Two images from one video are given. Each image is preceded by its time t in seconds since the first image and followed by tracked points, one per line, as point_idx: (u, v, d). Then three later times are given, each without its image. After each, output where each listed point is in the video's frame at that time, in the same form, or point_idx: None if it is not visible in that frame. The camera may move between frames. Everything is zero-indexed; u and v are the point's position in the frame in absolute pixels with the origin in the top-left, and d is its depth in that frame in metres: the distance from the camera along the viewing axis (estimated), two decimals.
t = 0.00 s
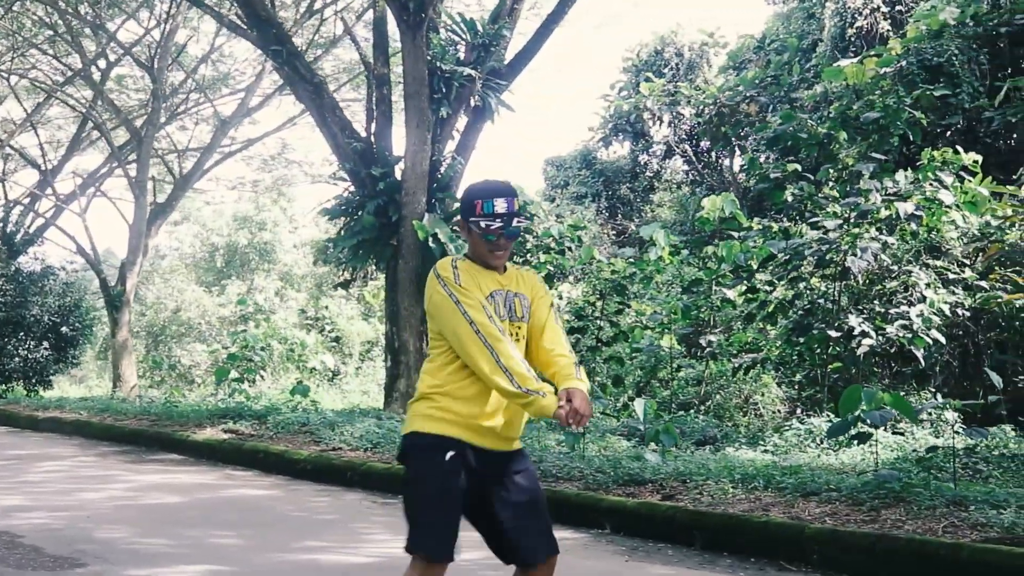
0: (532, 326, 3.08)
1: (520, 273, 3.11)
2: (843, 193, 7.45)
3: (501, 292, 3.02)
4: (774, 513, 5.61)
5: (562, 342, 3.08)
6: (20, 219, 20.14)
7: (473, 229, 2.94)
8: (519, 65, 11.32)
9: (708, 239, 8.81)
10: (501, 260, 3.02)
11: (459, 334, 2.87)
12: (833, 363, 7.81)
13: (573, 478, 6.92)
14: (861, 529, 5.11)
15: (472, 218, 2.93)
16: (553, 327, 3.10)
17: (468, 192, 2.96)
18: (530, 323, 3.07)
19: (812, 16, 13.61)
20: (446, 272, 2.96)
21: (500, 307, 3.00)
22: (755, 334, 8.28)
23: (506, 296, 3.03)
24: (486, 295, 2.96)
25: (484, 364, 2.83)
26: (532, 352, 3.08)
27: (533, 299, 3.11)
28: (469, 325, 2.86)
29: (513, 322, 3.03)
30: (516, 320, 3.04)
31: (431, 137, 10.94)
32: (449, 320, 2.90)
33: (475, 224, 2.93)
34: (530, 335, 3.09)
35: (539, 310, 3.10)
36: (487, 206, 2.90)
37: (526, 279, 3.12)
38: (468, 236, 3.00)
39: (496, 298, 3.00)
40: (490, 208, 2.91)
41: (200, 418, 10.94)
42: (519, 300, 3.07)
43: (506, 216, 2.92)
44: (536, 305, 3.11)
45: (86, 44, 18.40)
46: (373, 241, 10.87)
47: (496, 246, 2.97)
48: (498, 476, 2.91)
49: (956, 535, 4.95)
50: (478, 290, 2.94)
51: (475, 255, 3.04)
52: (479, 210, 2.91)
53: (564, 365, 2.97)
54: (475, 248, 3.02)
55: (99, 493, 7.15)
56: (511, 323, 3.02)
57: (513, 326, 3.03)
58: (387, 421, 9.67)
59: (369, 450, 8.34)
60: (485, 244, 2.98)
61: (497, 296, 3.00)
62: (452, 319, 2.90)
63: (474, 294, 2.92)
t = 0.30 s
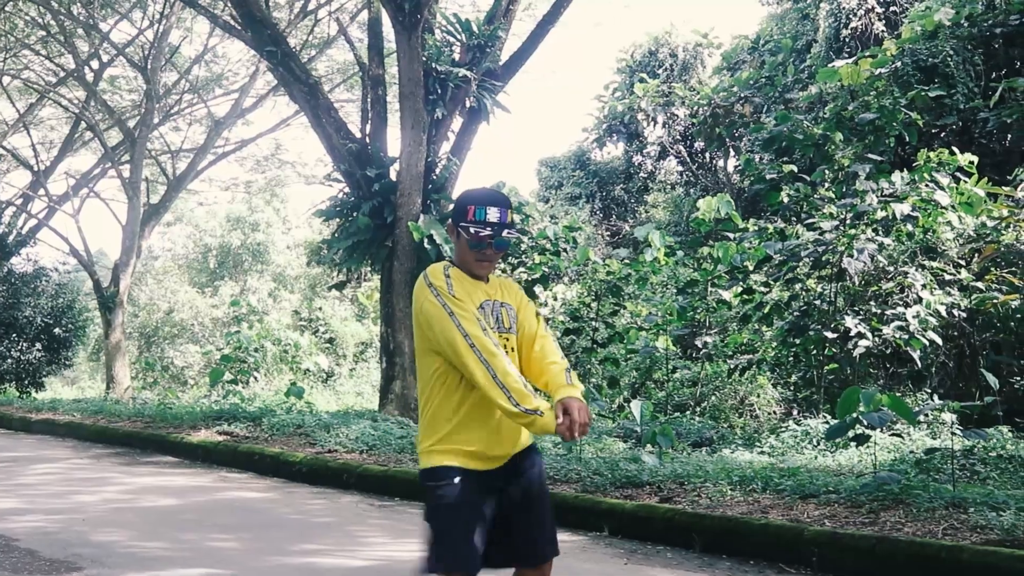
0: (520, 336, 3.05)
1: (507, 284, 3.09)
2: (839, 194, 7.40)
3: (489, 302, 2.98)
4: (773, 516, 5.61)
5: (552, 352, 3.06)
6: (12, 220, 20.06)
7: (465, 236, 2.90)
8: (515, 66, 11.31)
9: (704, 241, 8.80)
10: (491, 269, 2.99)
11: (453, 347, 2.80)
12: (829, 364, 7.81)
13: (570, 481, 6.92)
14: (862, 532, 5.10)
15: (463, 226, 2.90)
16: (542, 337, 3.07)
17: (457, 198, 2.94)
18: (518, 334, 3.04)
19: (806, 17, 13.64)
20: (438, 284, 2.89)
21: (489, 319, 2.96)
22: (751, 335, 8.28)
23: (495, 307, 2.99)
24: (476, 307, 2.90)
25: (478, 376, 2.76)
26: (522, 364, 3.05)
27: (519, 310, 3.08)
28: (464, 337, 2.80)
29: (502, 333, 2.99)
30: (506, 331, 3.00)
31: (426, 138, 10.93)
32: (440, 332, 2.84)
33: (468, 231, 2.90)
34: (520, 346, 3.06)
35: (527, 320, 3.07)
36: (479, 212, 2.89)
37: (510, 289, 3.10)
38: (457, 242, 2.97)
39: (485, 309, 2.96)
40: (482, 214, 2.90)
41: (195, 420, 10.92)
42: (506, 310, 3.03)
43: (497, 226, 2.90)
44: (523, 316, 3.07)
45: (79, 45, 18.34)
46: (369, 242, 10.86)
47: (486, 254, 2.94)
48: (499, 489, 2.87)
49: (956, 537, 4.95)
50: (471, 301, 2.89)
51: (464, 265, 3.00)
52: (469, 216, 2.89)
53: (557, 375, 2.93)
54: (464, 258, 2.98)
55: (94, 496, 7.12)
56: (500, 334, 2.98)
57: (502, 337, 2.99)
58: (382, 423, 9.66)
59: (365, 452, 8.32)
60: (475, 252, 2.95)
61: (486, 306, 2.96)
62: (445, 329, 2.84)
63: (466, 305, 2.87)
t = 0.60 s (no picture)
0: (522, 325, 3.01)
1: (509, 274, 3.05)
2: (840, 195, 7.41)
3: (484, 293, 2.96)
4: (776, 518, 5.62)
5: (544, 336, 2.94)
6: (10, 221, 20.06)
7: (463, 226, 2.90)
8: (514, 67, 11.31)
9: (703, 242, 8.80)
10: (489, 259, 2.97)
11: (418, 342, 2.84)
12: (829, 365, 7.82)
13: (572, 483, 6.91)
14: (865, 534, 5.10)
15: (461, 218, 2.90)
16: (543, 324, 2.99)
17: (457, 190, 2.94)
18: (520, 322, 3.00)
19: (804, 18, 13.67)
20: (413, 280, 2.93)
21: (480, 309, 2.93)
22: (751, 337, 8.28)
23: (491, 297, 2.97)
24: (456, 300, 2.90)
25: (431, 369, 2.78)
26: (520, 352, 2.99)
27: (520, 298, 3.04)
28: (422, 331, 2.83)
29: (502, 323, 2.96)
30: (505, 321, 2.97)
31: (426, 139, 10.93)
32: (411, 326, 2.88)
33: (465, 221, 2.90)
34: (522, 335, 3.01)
35: (527, 307, 3.03)
36: (477, 204, 2.89)
37: (512, 278, 3.06)
38: (456, 235, 2.97)
39: (477, 299, 2.94)
40: (479, 205, 2.90)
41: (194, 422, 10.92)
42: (506, 300, 2.99)
43: (496, 216, 2.90)
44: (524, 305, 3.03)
45: (77, 45, 18.34)
46: (369, 244, 10.86)
47: (481, 246, 2.94)
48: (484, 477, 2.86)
49: (959, 539, 4.96)
50: (448, 293, 2.90)
51: (460, 258, 3.00)
52: (468, 207, 2.90)
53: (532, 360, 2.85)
54: (463, 251, 2.98)
55: (94, 497, 7.13)
56: (498, 324, 2.95)
57: (501, 326, 2.96)
58: (381, 425, 9.65)
59: (365, 454, 8.32)
60: (473, 243, 2.94)
61: (477, 297, 2.94)
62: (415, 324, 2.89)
63: (442, 298, 2.88)
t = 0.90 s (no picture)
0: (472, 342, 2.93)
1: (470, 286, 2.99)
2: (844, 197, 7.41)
3: (442, 302, 2.85)
4: (782, 520, 5.62)
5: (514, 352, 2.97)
6: (12, 223, 20.08)
7: (453, 223, 2.86)
8: (518, 68, 11.32)
9: (706, 243, 8.80)
10: (460, 263, 2.90)
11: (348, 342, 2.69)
12: (832, 367, 7.82)
13: (578, 484, 6.91)
14: (871, 536, 5.10)
15: (453, 216, 2.86)
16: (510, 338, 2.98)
17: (448, 189, 2.91)
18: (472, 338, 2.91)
19: (807, 19, 13.70)
20: (361, 278, 2.78)
21: (437, 317, 2.82)
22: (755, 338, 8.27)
23: (449, 307, 2.86)
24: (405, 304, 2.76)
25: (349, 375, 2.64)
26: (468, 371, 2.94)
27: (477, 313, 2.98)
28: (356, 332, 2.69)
29: (457, 335, 2.87)
30: (460, 334, 2.88)
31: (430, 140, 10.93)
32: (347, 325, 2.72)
33: (457, 219, 2.86)
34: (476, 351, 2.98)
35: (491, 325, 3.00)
36: (472, 205, 2.89)
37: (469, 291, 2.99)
38: (434, 235, 2.87)
39: (434, 307, 2.83)
40: (474, 207, 2.90)
41: (198, 424, 10.93)
42: (463, 314, 2.91)
43: (486, 219, 2.93)
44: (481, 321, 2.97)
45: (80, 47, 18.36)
46: (373, 245, 10.86)
47: (459, 249, 2.88)
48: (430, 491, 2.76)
49: (966, 541, 4.96)
50: (403, 297, 2.76)
51: (424, 260, 2.90)
52: (463, 207, 2.87)
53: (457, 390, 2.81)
54: (437, 250, 2.88)
55: (99, 499, 7.13)
56: (452, 336, 2.84)
57: (457, 339, 2.86)
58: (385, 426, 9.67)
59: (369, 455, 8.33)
60: (455, 243, 2.88)
61: (433, 305, 2.82)
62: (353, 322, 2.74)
63: (387, 302, 2.74)
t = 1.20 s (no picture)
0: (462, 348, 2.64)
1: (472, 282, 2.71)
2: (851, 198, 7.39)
3: (429, 305, 2.57)
4: (792, 520, 5.62)
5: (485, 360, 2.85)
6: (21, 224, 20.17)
7: (450, 217, 2.58)
8: (527, 69, 11.32)
9: (714, 245, 8.80)
10: (455, 260, 2.60)
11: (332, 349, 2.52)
12: (840, 368, 7.81)
13: (588, 485, 6.92)
14: (882, 537, 5.09)
15: (452, 210, 2.59)
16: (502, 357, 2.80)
17: (448, 178, 2.63)
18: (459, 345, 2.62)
19: (814, 21, 13.71)
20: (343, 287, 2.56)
21: (420, 321, 2.55)
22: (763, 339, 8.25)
23: (435, 311, 2.58)
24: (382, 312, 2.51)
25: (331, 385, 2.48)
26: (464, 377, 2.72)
27: (478, 314, 2.70)
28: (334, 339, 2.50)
29: (440, 341, 2.59)
30: (445, 340, 2.60)
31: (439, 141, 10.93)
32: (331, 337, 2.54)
33: (456, 212, 2.59)
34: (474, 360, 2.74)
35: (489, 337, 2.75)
36: (472, 199, 2.61)
37: (470, 286, 2.69)
38: (427, 232, 2.60)
39: (417, 311, 2.55)
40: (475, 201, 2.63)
41: (207, 425, 10.96)
42: (457, 316, 2.62)
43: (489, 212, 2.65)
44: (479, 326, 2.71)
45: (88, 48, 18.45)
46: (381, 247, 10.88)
47: (457, 246, 2.60)
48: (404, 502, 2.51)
49: (976, 542, 4.95)
50: (382, 301, 2.51)
51: (415, 250, 2.62)
52: (463, 202, 2.60)
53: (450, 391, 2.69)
54: (430, 243, 2.60)
55: (110, 499, 7.16)
56: (435, 341, 2.57)
57: (443, 345, 2.59)
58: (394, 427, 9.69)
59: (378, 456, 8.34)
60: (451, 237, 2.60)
61: (415, 309, 2.55)
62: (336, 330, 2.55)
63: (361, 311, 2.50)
